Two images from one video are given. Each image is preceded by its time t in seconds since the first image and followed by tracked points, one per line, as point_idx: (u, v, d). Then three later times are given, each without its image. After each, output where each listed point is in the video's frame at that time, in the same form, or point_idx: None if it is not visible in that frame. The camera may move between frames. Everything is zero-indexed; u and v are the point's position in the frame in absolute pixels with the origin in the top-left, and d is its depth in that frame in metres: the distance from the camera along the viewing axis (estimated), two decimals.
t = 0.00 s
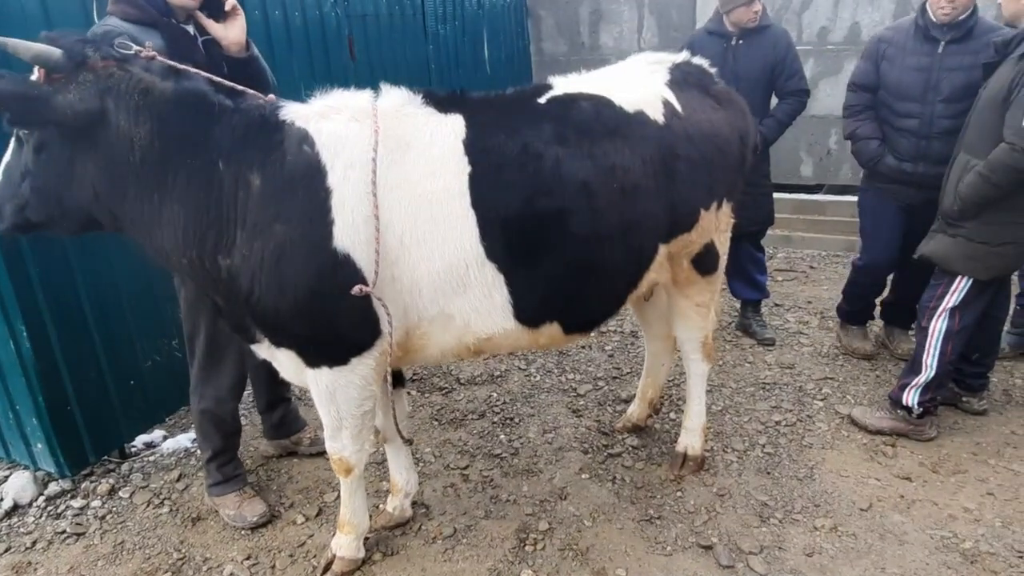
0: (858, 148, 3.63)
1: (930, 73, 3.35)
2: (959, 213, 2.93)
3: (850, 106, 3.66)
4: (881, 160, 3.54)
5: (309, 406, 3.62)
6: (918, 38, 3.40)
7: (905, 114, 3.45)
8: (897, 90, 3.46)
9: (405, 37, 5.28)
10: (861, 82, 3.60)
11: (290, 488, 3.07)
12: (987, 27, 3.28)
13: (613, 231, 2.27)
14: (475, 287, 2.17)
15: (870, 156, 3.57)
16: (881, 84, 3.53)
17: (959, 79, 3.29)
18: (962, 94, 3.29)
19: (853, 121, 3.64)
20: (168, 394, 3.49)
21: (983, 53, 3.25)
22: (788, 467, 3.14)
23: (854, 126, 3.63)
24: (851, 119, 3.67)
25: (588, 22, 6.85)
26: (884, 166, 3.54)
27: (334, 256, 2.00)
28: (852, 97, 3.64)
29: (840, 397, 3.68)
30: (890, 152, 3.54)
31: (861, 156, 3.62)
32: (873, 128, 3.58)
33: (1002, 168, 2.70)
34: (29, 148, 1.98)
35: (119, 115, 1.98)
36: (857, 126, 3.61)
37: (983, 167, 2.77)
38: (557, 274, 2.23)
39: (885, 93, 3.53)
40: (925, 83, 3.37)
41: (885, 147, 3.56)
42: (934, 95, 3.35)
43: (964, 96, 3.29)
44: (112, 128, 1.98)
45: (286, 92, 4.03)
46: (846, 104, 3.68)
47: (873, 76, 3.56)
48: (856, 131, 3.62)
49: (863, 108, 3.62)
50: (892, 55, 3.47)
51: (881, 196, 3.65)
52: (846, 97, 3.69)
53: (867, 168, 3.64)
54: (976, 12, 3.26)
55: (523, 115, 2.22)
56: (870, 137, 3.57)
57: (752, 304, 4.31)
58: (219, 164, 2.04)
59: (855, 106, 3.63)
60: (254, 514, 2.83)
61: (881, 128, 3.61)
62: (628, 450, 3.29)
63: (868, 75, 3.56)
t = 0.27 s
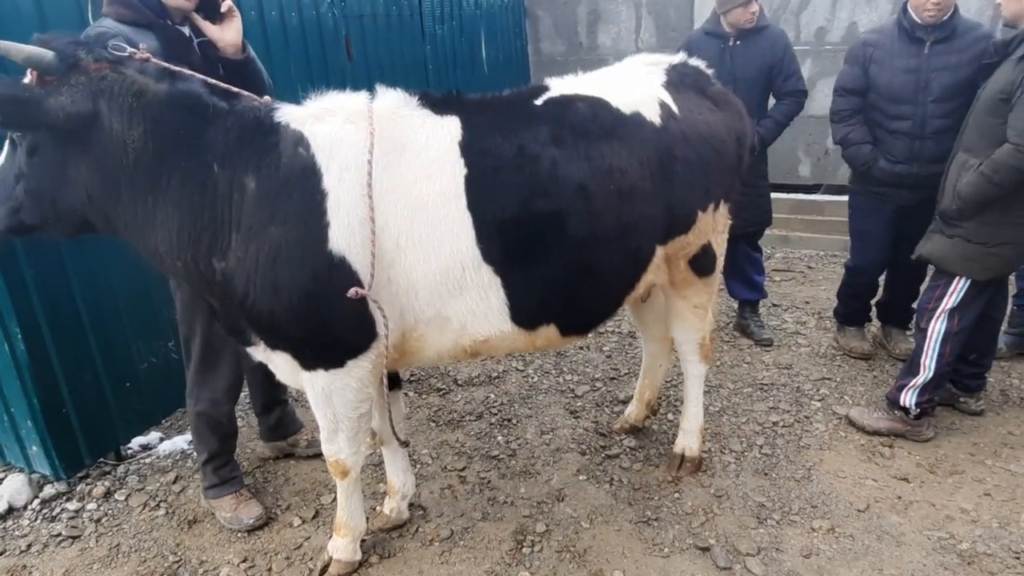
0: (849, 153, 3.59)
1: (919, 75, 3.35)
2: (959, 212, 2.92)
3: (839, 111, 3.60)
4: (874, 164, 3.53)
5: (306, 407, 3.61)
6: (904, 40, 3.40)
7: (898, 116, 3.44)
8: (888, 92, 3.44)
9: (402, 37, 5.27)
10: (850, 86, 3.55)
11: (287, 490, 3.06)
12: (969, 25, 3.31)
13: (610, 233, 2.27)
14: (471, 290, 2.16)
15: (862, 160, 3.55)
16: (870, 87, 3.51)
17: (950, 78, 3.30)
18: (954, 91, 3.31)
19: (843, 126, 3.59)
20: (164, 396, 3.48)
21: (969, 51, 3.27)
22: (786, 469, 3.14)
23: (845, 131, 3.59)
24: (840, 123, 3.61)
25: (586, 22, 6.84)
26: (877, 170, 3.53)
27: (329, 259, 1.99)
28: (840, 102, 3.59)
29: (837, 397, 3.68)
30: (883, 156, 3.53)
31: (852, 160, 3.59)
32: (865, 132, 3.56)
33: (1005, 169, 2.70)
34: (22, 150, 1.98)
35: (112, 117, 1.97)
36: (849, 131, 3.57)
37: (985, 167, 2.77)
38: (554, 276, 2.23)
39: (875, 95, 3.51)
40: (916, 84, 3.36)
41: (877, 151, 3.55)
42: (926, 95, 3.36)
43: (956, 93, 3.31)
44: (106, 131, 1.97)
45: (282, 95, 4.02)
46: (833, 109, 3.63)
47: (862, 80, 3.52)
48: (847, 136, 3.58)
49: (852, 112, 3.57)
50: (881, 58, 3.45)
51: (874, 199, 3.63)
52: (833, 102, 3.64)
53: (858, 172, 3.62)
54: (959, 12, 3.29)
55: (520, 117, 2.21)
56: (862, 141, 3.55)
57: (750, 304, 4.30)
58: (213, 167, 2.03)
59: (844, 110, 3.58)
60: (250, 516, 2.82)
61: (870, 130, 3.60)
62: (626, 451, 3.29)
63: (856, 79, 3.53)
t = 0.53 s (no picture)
0: (838, 156, 3.55)
1: (907, 75, 3.35)
2: (965, 210, 2.89)
3: (826, 114, 3.54)
4: (863, 167, 3.50)
5: (304, 409, 3.61)
6: (889, 41, 3.39)
7: (887, 118, 3.43)
8: (876, 94, 3.42)
9: (400, 38, 5.27)
10: (836, 90, 3.50)
11: (285, 492, 3.06)
12: (950, 24, 3.35)
13: (607, 235, 2.27)
14: (468, 292, 2.16)
15: (852, 163, 3.51)
16: (858, 89, 3.47)
17: (937, 78, 3.32)
18: (941, 90, 3.33)
19: (831, 129, 3.54)
20: (162, 399, 3.48)
21: (953, 50, 3.30)
22: (783, 469, 3.14)
23: (834, 135, 3.53)
24: (828, 127, 3.55)
25: (584, 22, 6.85)
26: (867, 172, 3.50)
27: (325, 261, 1.99)
28: (827, 105, 3.53)
29: (835, 398, 3.68)
30: (872, 157, 3.50)
31: (841, 163, 3.55)
32: (855, 135, 3.51)
33: (1018, 166, 2.65)
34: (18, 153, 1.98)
35: (107, 119, 1.97)
36: (838, 135, 3.51)
37: (998, 164, 2.72)
38: (551, 278, 2.22)
39: (863, 98, 3.48)
40: (904, 85, 3.36)
41: (866, 153, 3.52)
42: (914, 96, 3.36)
43: (941, 93, 3.34)
44: (101, 134, 1.98)
45: (280, 98, 4.01)
46: (821, 112, 3.57)
47: (849, 82, 3.47)
48: (836, 140, 3.53)
49: (840, 115, 3.52)
50: (868, 61, 3.42)
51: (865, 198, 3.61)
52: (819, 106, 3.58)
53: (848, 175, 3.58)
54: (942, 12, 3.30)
55: (517, 118, 2.21)
56: (852, 144, 3.50)
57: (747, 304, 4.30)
58: (209, 169, 2.03)
59: (833, 113, 3.52)
60: (248, 518, 2.82)
61: (858, 133, 3.56)
62: (624, 452, 3.29)
63: (845, 82, 3.48)
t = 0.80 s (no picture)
0: (829, 161, 3.53)
1: (895, 79, 3.35)
2: (965, 207, 2.88)
3: (816, 120, 3.54)
4: (855, 170, 3.48)
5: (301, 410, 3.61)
6: (876, 45, 3.39)
7: (877, 121, 3.43)
8: (866, 98, 3.42)
9: (397, 38, 5.26)
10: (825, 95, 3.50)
11: (282, 493, 3.06)
12: (935, 26, 3.36)
13: (603, 237, 2.27)
14: (464, 293, 2.16)
15: (843, 167, 3.49)
16: (848, 92, 3.47)
17: (926, 81, 3.32)
18: (928, 94, 3.34)
19: (822, 134, 3.53)
20: (159, 400, 3.47)
21: (939, 51, 3.31)
22: (780, 470, 3.15)
23: (824, 139, 3.53)
24: (818, 132, 3.55)
25: (582, 22, 6.85)
26: (858, 176, 3.48)
27: (321, 262, 1.99)
28: (817, 110, 3.53)
29: (832, 398, 3.69)
30: (862, 161, 3.49)
31: (832, 168, 3.53)
32: (845, 139, 3.51)
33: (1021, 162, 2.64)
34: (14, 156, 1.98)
35: (102, 121, 1.97)
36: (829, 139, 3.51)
37: (1000, 159, 2.70)
38: (547, 280, 2.23)
39: (852, 101, 3.47)
40: (892, 88, 3.36)
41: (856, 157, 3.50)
42: (903, 99, 3.36)
43: (929, 96, 3.34)
44: (96, 136, 1.97)
45: (277, 101, 4.02)
46: (810, 117, 3.57)
47: (839, 86, 3.47)
48: (826, 144, 3.52)
49: (830, 119, 3.52)
50: (856, 64, 3.41)
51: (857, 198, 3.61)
52: (809, 111, 3.57)
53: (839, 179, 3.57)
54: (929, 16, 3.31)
55: (513, 120, 2.21)
56: (842, 148, 3.49)
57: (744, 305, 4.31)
58: (205, 171, 2.03)
59: (823, 118, 3.52)
60: (245, 519, 2.82)
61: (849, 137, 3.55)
62: (621, 453, 3.29)
63: (834, 87, 3.47)
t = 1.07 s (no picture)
0: (825, 159, 3.55)
1: (891, 78, 3.35)
2: (957, 210, 2.90)
3: (814, 118, 3.55)
4: (850, 170, 3.49)
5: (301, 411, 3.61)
6: (872, 45, 3.39)
7: (874, 119, 3.42)
8: (863, 96, 3.41)
9: (397, 38, 5.26)
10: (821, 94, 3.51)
11: (282, 494, 3.06)
12: (931, 27, 3.37)
13: (603, 239, 2.27)
14: (465, 295, 2.17)
15: (838, 167, 3.51)
16: (844, 92, 3.47)
17: (921, 80, 3.32)
18: (925, 93, 3.34)
19: (819, 133, 3.54)
20: (158, 401, 3.47)
21: (935, 51, 3.31)
22: (780, 471, 3.15)
23: (820, 139, 3.54)
24: (814, 130, 3.56)
25: (582, 22, 6.85)
26: (853, 176, 3.50)
27: (321, 264, 2.00)
28: (813, 109, 3.55)
29: (831, 399, 3.70)
30: (859, 161, 3.50)
31: (828, 167, 3.55)
32: (841, 138, 3.51)
33: (1012, 166, 2.68)
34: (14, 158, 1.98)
35: (102, 123, 1.97)
36: (824, 138, 3.52)
37: (992, 163, 2.74)
38: (547, 281, 2.23)
39: (848, 100, 3.47)
40: (889, 88, 3.36)
41: (851, 157, 3.52)
42: (899, 99, 3.36)
43: (926, 95, 3.34)
44: (96, 137, 1.98)
45: (278, 102, 4.02)
46: (807, 116, 3.58)
47: (834, 85, 3.48)
48: (822, 143, 3.53)
49: (827, 119, 3.53)
50: (852, 63, 3.42)
51: (855, 199, 3.61)
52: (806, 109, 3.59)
53: (834, 179, 3.59)
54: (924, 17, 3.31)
55: (513, 122, 2.21)
56: (838, 148, 3.50)
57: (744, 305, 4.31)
58: (205, 173, 2.03)
59: (819, 117, 3.53)
60: (245, 520, 2.82)
61: (845, 136, 3.55)
62: (621, 453, 3.30)
63: (830, 87, 3.48)
